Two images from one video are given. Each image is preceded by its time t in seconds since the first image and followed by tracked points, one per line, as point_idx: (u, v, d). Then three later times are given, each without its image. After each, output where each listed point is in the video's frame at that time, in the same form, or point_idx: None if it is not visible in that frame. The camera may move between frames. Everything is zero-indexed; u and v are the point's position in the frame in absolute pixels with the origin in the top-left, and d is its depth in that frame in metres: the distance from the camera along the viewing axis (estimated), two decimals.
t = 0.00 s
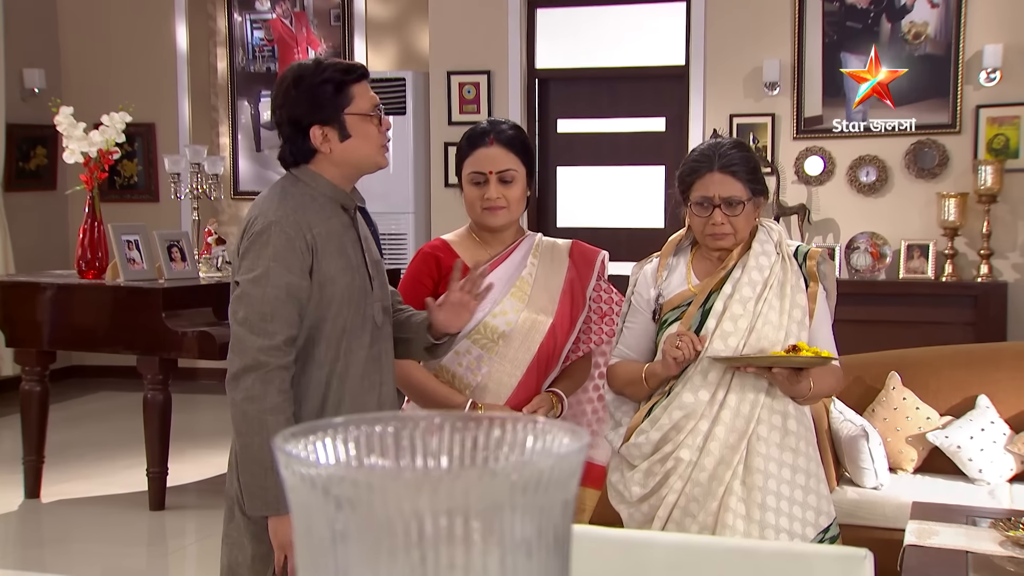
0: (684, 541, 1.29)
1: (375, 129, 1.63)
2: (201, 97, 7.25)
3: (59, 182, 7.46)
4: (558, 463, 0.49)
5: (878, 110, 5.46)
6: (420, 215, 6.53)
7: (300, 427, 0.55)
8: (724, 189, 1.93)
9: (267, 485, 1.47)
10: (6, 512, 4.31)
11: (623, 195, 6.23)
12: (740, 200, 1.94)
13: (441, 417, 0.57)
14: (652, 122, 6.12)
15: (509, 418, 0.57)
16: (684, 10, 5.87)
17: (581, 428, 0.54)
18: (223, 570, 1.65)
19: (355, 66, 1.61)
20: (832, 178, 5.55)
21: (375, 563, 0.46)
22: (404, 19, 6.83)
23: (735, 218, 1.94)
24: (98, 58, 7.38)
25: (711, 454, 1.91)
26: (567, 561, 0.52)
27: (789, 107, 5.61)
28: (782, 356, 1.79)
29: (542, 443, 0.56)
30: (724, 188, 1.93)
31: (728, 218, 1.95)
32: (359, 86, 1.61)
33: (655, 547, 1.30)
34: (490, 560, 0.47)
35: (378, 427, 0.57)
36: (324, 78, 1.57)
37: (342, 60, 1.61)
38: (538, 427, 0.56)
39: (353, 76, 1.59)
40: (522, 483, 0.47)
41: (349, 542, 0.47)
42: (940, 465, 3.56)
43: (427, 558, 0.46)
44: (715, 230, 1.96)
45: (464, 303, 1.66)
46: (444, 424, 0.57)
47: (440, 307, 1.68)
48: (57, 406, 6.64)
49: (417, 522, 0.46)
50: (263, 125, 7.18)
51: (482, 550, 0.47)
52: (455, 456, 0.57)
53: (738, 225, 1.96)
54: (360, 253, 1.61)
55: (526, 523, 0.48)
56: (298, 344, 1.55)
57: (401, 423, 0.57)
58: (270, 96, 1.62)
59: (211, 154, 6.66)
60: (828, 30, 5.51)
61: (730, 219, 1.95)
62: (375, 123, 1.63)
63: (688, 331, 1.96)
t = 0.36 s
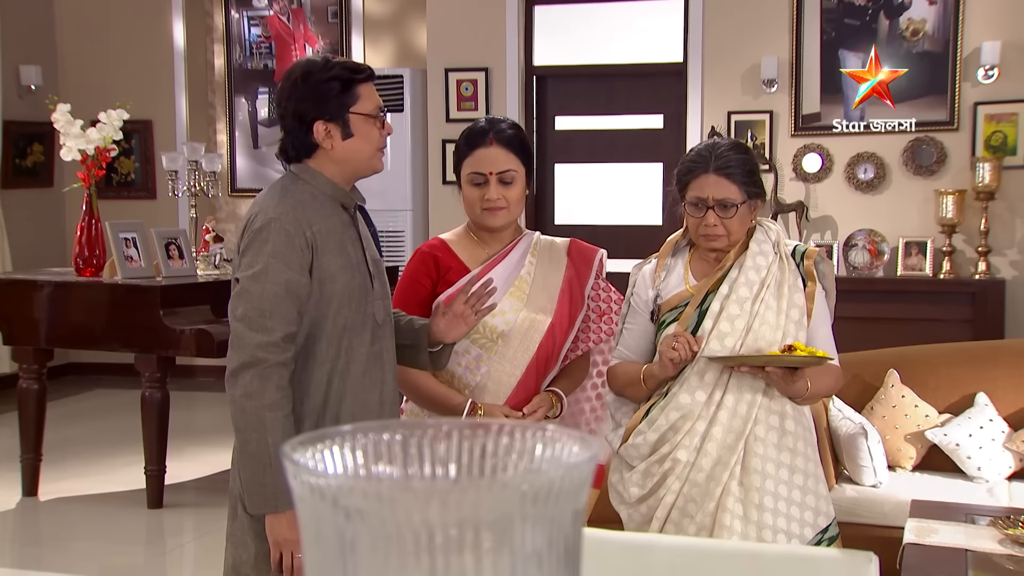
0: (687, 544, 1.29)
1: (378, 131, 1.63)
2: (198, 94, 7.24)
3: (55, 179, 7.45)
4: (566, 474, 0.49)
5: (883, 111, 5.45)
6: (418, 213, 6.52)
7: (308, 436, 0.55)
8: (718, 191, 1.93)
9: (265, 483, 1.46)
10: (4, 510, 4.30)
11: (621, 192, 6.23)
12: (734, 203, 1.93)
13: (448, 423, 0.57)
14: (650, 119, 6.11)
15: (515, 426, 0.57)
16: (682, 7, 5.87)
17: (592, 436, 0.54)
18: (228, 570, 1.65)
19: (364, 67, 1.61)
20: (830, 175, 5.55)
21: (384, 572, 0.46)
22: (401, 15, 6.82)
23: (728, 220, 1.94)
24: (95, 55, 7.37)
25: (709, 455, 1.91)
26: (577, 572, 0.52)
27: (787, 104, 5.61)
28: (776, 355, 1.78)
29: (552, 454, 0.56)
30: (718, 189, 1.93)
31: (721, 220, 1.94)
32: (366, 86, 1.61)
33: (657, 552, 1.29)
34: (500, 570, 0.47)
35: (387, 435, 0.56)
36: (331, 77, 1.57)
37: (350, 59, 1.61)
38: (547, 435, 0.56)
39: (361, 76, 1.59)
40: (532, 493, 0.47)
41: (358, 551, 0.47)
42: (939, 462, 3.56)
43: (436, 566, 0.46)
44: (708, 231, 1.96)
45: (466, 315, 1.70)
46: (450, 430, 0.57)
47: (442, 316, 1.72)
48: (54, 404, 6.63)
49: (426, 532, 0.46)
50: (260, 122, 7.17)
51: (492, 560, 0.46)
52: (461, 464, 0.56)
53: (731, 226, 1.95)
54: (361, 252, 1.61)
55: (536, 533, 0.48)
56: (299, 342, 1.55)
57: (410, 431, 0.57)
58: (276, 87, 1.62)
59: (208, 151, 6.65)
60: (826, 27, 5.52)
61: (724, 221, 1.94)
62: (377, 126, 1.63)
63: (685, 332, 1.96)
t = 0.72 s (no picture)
0: (687, 548, 1.26)
1: (381, 135, 1.62)
2: (194, 91, 7.23)
3: (50, 176, 7.43)
4: (571, 483, 0.49)
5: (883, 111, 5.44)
6: (414, 210, 6.51)
7: (310, 443, 0.55)
8: (716, 189, 1.92)
9: (256, 478, 1.46)
10: None
11: (617, 189, 6.22)
12: (732, 201, 1.93)
13: (448, 431, 0.57)
14: (646, 116, 6.11)
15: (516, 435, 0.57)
16: (678, 4, 5.87)
17: (597, 446, 0.54)
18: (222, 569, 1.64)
19: (371, 70, 1.60)
20: (826, 171, 5.55)
21: None
22: (397, 12, 6.81)
23: (726, 219, 1.94)
24: (90, 52, 7.35)
25: (703, 455, 1.91)
26: None
27: (783, 101, 5.61)
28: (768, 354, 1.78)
29: (554, 461, 0.56)
30: (715, 188, 1.92)
31: (719, 219, 1.94)
32: (371, 89, 1.60)
33: (657, 554, 1.27)
34: None
35: (390, 442, 0.57)
36: (336, 78, 1.56)
37: (358, 61, 1.60)
38: (551, 442, 0.57)
39: (366, 79, 1.58)
40: (537, 502, 0.47)
41: (360, 559, 0.46)
42: (935, 460, 3.57)
43: None
44: (706, 230, 1.95)
45: (456, 328, 1.74)
46: (451, 438, 0.57)
47: (432, 325, 1.75)
48: (49, 402, 6.62)
49: (429, 544, 0.45)
50: (256, 119, 7.16)
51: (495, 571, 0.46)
52: (465, 473, 0.57)
53: (729, 225, 1.95)
54: (360, 252, 1.61)
55: (540, 544, 0.48)
56: (294, 340, 1.54)
57: (413, 439, 0.57)
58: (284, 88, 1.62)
59: (203, 148, 6.64)
60: (821, 24, 5.52)
61: (722, 220, 1.94)
62: (380, 130, 1.61)
63: (678, 332, 1.96)
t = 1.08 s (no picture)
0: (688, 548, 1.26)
1: (377, 136, 1.59)
2: (189, 86, 7.20)
3: (44, 172, 7.41)
4: (576, 491, 0.49)
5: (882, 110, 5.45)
6: (410, 206, 6.50)
7: (313, 449, 0.56)
8: (711, 185, 1.92)
9: (248, 472, 1.45)
10: None
11: (613, 185, 6.22)
12: (728, 197, 1.92)
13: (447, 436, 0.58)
14: (641, 112, 6.10)
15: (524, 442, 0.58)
16: None
17: (602, 453, 0.55)
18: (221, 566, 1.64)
19: (369, 69, 1.59)
20: (822, 167, 5.55)
21: None
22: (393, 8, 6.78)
23: (723, 215, 1.94)
24: (83, 47, 7.33)
25: (699, 453, 1.91)
26: None
27: (779, 97, 5.61)
28: (763, 351, 1.78)
29: (559, 468, 0.57)
30: (711, 184, 1.92)
31: (716, 215, 1.94)
32: (368, 89, 1.58)
33: (657, 554, 1.27)
34: None
35: (392, 447, 0.58)
36: (333, 76, 1.56)
37: (359, 60, 1.59)
38: (556, 448, 0.58)
39: (365, 78, 1.57)
40: (543, 510, 0.47)
41: (366, 568, 0.46)
42: (931, 456, 3.57)
43: None
44: (703, 227, 1.95)
45: (455, 330, 1.72)
46: (451, 443, 0.58)
47: (432, 326, 1.74)
48: (44, 398, 6.61)
49: (435, 553, 0.45)
50: (250, 115, 7.13)
51: None
52: (469, 479, 0.57)
53: (726, 221, 1.95)
54: (359, 251, 1.60)
55: (546, 553, 0.48)
56: (291, 336, 1.54)
57: (415, 443, 0.58)
58: (290, 88, 1.63)
59: (198, 144, 6.62)
60: (817, 20, 5.51)
61: (719, 216, 1.94)
62: (376, 129, 1.59)
63: (674, 329, 1.95)
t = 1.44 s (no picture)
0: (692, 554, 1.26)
1: (367, 136, 1.57)
2: (184, 84, 7.19)
3: (39, 170, 7.39)
4: (589, 504, 0.49)
5: (881, 110, 5.45)
6: (406, 205, 6.49)
7: (320, 459, 0.56)
8: (709, 182, 1.92)
9: (241, 470, 1.46)
10: None
11: (609, 183, 6.22)
12: (726, 195, 1.92)
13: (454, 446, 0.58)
14: (637, 110, 6.10)
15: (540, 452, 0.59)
16: None
17: (611, 466, 0.55)
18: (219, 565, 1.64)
19: (362, 70, 1.58)
20: (818, 166, 5.56)
21: None
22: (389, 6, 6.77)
23: (720, 213, 1.93)
24: (78, 45, 7.31)
25: (695, 452, 1.91)
26: None
27: (775, 95, 5.61)
28: (757, 351, 1.78)
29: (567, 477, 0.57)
30: (708, 182, 1.92)
31: (713, 212, 1.93)
32: (358, 89, 1.57)
33: (663, 560, 1.26)
34: None
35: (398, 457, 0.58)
36: (324, 77, 1.56)
37: (356, 61, 1.59)
38: (565, 458, 0.57)
39: (359, 78, 1.57)
40: (554, 523, 0.48)
41: None
42: (928, 456, 3.57)
43: None
44: (701, 225, 1.94)
45: (452, 335, 1.72)
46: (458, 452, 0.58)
47: (427, 330, 1.73)
48: (39, 397, 6.59)
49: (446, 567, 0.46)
50: (246, 113, 7.13)
51: None
52: (477, 490, 0.58)
53: (724, 219, 1.94)
54: (358, 250, 1.59)
55: (557, 565, 0.48)
56: (286, 335, 1.54)
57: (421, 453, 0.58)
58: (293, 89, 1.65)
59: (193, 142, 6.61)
60: (813, 19, 5.52)
61: (716, 214, 1.93)
62: (365, 130, 1.57)
63: (670, 327, 1.95)
